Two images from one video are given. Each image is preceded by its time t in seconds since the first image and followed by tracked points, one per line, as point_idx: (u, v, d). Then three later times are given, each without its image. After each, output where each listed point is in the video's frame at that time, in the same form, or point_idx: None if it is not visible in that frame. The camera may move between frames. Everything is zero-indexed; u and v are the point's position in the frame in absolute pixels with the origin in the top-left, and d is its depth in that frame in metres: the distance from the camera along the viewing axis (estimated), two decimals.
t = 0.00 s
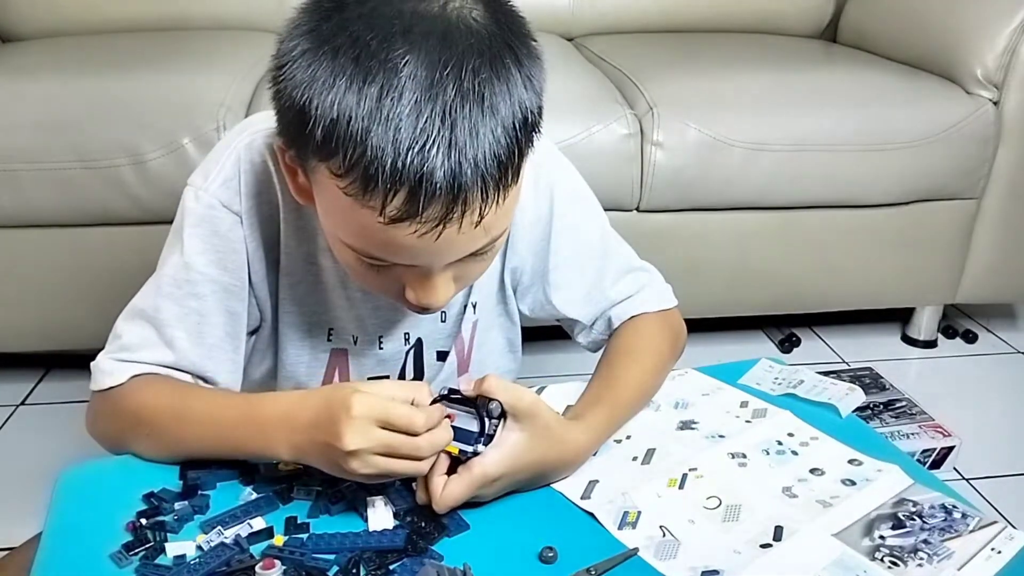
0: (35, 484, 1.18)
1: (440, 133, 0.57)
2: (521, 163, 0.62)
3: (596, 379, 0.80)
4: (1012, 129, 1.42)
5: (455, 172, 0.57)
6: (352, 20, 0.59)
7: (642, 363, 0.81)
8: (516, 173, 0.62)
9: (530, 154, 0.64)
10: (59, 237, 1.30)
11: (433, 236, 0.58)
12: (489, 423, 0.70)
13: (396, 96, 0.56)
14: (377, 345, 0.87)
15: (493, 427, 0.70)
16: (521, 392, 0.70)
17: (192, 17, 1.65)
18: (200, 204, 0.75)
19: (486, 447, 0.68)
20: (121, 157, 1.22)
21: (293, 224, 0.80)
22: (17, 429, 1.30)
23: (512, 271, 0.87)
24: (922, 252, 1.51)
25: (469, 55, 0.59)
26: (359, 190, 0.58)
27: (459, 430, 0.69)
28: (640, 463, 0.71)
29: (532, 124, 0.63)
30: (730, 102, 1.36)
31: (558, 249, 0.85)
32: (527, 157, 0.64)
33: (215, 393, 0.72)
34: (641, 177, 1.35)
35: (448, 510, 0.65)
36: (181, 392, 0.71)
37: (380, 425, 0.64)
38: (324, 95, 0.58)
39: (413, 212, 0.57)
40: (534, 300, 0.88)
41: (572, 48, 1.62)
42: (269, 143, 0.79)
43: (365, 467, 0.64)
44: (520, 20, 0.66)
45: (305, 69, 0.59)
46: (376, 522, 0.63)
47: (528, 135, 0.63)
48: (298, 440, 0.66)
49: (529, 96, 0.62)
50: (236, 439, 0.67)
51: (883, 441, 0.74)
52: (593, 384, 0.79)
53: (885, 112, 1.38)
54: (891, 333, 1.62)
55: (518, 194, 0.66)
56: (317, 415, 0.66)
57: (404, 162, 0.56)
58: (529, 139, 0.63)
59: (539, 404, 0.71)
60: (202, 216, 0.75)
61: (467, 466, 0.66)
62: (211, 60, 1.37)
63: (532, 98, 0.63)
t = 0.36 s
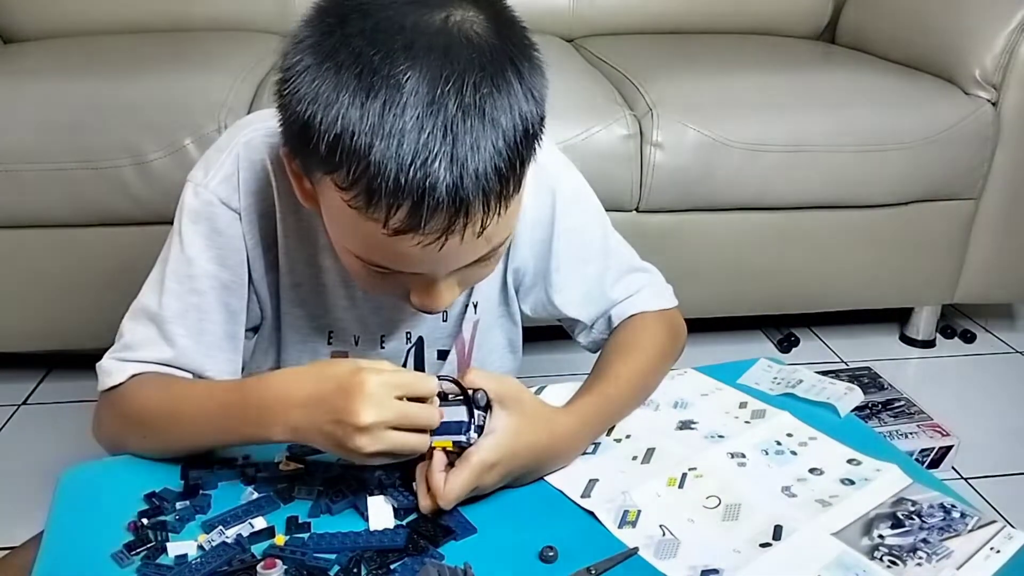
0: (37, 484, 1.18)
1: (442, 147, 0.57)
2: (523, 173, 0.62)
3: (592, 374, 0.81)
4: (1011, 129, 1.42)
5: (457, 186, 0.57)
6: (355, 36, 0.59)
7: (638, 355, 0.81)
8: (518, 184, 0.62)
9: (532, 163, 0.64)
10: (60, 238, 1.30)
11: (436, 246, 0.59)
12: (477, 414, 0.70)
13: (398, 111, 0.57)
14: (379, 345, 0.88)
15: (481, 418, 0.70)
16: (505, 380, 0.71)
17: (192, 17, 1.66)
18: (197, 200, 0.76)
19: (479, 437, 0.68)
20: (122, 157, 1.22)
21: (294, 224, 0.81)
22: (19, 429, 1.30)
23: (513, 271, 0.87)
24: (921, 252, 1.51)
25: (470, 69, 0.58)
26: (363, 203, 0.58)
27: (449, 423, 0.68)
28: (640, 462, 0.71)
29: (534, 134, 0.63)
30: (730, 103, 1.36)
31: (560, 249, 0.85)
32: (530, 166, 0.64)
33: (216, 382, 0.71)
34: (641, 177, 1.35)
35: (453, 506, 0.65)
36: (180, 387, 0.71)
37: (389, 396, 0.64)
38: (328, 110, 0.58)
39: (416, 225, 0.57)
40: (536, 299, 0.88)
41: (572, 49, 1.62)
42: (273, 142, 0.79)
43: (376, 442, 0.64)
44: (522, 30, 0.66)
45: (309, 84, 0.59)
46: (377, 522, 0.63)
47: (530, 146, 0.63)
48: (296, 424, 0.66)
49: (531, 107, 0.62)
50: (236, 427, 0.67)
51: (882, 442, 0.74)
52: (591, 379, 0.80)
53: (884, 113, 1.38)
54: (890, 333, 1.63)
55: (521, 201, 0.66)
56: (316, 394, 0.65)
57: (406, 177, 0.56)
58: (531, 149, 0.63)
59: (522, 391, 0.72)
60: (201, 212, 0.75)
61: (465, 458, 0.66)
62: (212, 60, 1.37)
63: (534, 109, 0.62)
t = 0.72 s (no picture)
0: (36, 484, 1.18)
1: (442, 149, 0.57)
2: (524, 177, 0.62)
3: (594, 376, 0.80)
4: (1011, 129, 1.42)
5: (457, 189, 0.57)
6: (359, 35, 0.59)
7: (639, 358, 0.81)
8: (519, 187, 0.62)
9: (533, 168, 0.64)
10: (60, 238, 1.30)
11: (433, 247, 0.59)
12: (482, 418, 0.70)
13: (400, 112, 0.57)
14: (383, 344, 0.88)
15: (486, 422, 0.70)
16: (514, 385, 0.71)
17: (192, 17, 1.66)
18: (199, 203, 0.76)
19: (481, 440, 0.68)
20: (122, 157, 1.22)
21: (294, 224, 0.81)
22: (19, 429, 1.30)
23: (515, 269, 0.87)
24: (921, 252, 1.51)
25: (474, 72, 0.58)
26: (363, 202, 0.58)
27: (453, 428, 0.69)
28: (640, 462, 0.71)
29: (536, 139, 0.63)
30: (729, 102, 1.36)
31: (560, 248, 0.85)
32: (531, 171, 0.64)
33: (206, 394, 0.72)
34: (641, 177, 1.35)
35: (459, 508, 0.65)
36: (172, 394, 0.71)
37: (377, 425, 0.64)
38: (330, 109, 0.58)
39: (415, 225, 0.58)
40: (537, 298, 0.88)
41: (572, 49, 1.62)
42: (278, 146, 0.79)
43: (360, 467, 0.64)
44: (528, 34, 0.66)
45: (312, 82, 0.59)
46: (377, 522, 0.63)
47: (532, 151, 0.63)
48: (281, 445, 0.66)
49: (534, 112, 0.62)
50: (222, 443, 0.67)
51: (882, 441, 0.74)
52: (592, 381, 0.80)
53: (884, 113, 1.38)
54: (890, 333, 1.63)
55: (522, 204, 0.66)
56: (302, 417, 0.66)
57: (406, 177, 0.56)
58: (533, 153, 0.63)
59: (530, 396, 0.72)
60: (202, 215, 0.75)
61: (469, 460, 0.66)
62: (212, 60, 1.37)
63: (537, 114, 0.62)
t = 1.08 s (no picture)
0: (37, 484, 1.18)
1: (413, 137, 0.57)
2: (503, 167, 0.62)
3: (594, 376, 0.81)
4: (1011, 129, 1.42)
5: (430, 176, 0.57)
6: (331, 27, 0.59)
7: (643, 358, 0.81)
8: (499, 178, 0.62)
9: (514, 160, 0.64)
10: (60, 238, 1.30)
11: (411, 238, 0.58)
12: (484, 417, 0.69)
13: (370, 101, 0.57)
14: (386, 346, 0.88)
15: (489, 421, 0.69)
16: (515, 384, 0.71)
17: (192, 17, 1.66)
18: (199, 214, 0.75)
19: (484, 439, 0.68)
20: (121, 157, 1.22)
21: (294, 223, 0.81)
22: (19, 429, 1.30)
23: (516, 269, 0.87)
24: (921, 252, 1.51)
25: (444, 60, 0.58)
26: (339, 194, 0.58)
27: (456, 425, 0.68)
28: (640, 462, 0.71)
29: (514, 129, 0.63)
30: (730, 102, 1.36)
31: (560, 248, 0.85)
32: (513, 162, 0.64)
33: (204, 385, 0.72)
34: (641, 177, 1.35)
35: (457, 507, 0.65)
36: (171, 393, 0.71)
37: (374, 413, 0.65)
38: (303, 101, 0.58)
39: (391, 216, 0.58)
40: (538, 297, 0.88)
41: (571, 49, 1.62)
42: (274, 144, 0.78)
43: (349, 449, 0.64)
44: (506, 26, 0.66)
45: (287, 76, 0.60)
46: (377, 521, 0.63)
47: (512, 140, 0.63)
48: (278, 430, 0.66)
49: (510, 101, 0.62)
50: (220, 429, 0.68)
51: (881, 441, 0.74)
52: (592, 381, 0.80)
53: (884, 113, 1.38)
54: (890, 333, 1.63)
55: (508, 198, 0.65)
56: (297, 399, 0.66)
57: (378, 166, 0.56)
58: (513, 144, 0.63)
59: (531, 396, 0.72)
60: (201, 226, 0.75)
61: (470, 459, 0.66)
62: (212, 60, 1.37)
63: (514, 103, 0.62)
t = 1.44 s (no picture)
0: (36, 484, 1.18)
1: (438, 119, 0.57)
2: (521, 155, 0.62)
3: (593, 371, 0.81)
4: (1012, 129, 1.42)
5: (454, 158, 0.57)
6: (355, 10, 0.60)
7: (640, 352, 0.81)
8: (517, 165, 0.62)
9: (531, 148, 0.64)
10: (60, 238, 1.30)
11: (431, 223, 0.58)
12: (474, 410, 0.70)
13: (395, 83, 0.57)
14: (389, 345, 0.88)
15: (480, 413, 0.70)
16: (505, 376, 0.71)
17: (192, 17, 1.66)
18: (195, 221, 0.75)
19: (478, 431, 0.68)
20: (122, 157, 1.22)
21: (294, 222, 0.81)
22: (18, 429, 1.30)
23: (517, 268, 0.87)
24: (921, 251, 1.51)
25: (469, 44, 0.59)
26: (359, 176, 0.58)
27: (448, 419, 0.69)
28: (639, 461, 0.71)
29: (533, 117, 0.63)
30: (730, 102, 1.36)
31: (561, 247, 0.85)
32: (529, 151, 0.64)
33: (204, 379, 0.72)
34: (641, 177, 1.35)
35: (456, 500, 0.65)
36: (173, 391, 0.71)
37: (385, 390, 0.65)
38: (327, 82, 0.59)
39: (412, 199, 0.57)
40: (539, 296, 0.88)
41: (572, 49, 1.62)
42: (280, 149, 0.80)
43: (358, 420, 0.64)
44: (524, 18, 0.67)
45: (309, 58, 0.60)
46: (377, 519, 0.63)
47: (529, 128, 0.63)
48: (282, 408, 0.65)
49: (530, 89, 0.62)
50: (223, 414, 0.67)
51: (880, 440, 0.74)
52: (592, 376, 0.80)
53: (884, 113, 1.38)
54: (891, 333, 1.62)
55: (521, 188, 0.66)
56: (302, 378, 0.66)
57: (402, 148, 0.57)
58: (530, 132, 0.63)
59: (521, 390, 0.72)
60: (196, 233, 0.75)
61: (466, 451, 0.66)
62: (212, 61, 1.37)
63: (533, 91, 0.63)
